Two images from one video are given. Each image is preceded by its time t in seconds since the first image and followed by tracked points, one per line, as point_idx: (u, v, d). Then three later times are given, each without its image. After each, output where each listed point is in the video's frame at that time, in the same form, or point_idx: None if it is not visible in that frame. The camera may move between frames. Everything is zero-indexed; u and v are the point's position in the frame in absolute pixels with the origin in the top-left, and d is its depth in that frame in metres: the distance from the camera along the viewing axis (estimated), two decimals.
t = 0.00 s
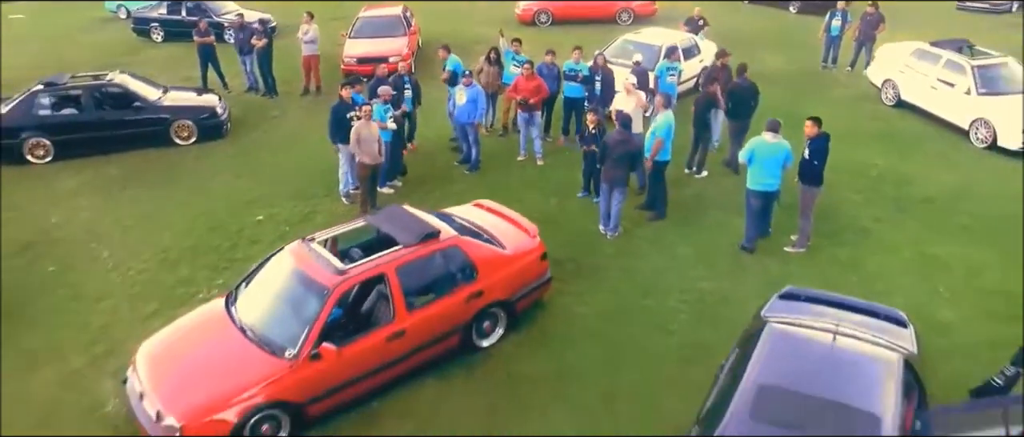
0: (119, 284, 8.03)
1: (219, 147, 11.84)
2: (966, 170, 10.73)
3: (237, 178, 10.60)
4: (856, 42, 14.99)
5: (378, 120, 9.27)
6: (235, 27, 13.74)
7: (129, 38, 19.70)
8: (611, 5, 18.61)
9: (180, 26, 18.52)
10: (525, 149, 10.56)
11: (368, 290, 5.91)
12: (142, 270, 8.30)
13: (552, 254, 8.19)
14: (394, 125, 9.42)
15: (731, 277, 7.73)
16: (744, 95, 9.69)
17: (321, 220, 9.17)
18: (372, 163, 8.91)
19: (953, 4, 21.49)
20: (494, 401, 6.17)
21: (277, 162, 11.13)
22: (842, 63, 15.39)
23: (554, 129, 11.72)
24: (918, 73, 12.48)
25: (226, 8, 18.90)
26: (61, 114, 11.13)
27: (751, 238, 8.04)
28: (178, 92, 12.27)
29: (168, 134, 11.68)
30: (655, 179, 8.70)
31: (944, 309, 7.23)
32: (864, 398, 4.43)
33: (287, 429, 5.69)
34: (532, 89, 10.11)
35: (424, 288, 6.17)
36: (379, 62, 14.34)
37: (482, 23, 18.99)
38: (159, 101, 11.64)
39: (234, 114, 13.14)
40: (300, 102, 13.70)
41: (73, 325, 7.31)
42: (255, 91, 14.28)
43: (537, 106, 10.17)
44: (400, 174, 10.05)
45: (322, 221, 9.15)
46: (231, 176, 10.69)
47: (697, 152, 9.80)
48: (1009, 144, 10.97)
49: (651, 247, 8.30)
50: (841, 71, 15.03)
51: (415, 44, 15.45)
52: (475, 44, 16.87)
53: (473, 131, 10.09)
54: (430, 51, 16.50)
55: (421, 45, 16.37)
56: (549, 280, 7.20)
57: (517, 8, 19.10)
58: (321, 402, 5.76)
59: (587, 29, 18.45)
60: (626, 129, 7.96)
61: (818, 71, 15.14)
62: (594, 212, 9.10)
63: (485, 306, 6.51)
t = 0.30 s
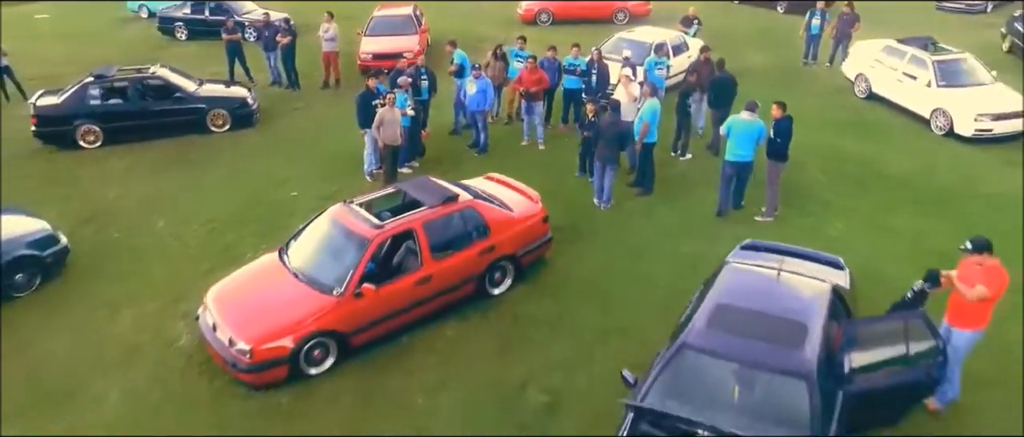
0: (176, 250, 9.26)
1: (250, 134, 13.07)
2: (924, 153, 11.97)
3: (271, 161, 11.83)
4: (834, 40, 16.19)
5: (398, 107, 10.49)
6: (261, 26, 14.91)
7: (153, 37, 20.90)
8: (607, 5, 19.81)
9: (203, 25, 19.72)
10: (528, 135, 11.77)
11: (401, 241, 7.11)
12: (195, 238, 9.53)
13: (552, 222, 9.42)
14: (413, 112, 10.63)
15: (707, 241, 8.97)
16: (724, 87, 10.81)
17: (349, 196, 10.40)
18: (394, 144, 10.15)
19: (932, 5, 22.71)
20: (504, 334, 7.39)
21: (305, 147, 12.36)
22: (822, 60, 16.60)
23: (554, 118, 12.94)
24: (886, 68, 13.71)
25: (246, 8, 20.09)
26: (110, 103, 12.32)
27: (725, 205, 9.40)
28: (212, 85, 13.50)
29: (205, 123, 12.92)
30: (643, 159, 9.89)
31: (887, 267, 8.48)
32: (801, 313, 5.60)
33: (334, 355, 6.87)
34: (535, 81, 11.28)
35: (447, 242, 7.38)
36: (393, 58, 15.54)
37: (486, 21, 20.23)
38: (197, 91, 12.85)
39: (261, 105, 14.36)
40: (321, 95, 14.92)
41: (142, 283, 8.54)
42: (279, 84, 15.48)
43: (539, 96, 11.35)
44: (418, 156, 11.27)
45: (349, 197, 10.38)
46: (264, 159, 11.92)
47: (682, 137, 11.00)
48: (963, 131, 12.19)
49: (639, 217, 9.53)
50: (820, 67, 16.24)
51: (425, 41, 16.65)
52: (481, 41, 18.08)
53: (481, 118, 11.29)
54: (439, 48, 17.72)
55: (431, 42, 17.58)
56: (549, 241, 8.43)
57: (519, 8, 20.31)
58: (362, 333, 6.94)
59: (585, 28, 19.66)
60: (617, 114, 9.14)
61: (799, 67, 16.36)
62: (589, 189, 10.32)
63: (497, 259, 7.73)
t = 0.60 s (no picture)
0: (225, 225, 10.69)
1: (279, 127, 14.51)
2: (884, 144, 13.41)
3: (300, 151, 13.27)
4: (811, 41, 17.62)
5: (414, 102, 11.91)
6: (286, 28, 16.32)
7: (177, 39, 22.30)
8: (603, 9, 21.23)
9: (226, 28, 21.14)
10: (529, 126, 13.23)
11: (424, 210, 8.54)
12: (240, 215, 10.96)
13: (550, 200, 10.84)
14: (427, 106, 12.05)
15: (684, 216, 10.41)
16: (703, 84, 12.21)
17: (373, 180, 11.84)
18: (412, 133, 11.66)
19: (909, 7, 24.16)
20: (509, 289, 8.79)
21: (329, 138, 13.80)
22: (800, 60, 18.04)
23: (553, 112, 14.38)
24: (854, 67, 15.14)
25: (266, 11, 21.51)
26: (155, 99, 13.75)
27: (699, 179, 11.04)
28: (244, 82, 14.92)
29: (239, 116, 14.36)
30: (631, 147, 11.31)
31: (838, 239, 9.93)
32: (748, 261, 7.01)
33: (369, 303, 8.28)
34: (535, 79, 12.67)
35: (462, 212, 8.82)
36: (406, 59, 16.97)
37: (489, 24, 21.68)
38: (232, 88, 14.28)
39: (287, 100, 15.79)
40: (341, 91, 16.37)
41: (199, 251, 9.96)
42: (301, 82, 16.91)
43: (539, 93, 12.76)
44: (431, 145, 12.72)
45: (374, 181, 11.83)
46: (294, 149, 13.35)
47: (666, 127, 12.44)
48: (919, 123, 13.60)
49: (626, 196, 10.97)
50: (798, 67, 17.68)
51: (435, 42, 18.09)
52: (485, 41, 19.51)
53: (488, 112, 12.71)
54: (447, 48, 19.16)
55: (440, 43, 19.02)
56: (547, 214, 9.87)
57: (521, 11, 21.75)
58: (392, 286, 8.37)
59: (582, 30, 21.09)
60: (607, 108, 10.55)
61: (779, 66, 17.79)
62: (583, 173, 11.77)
63: (503, 227, 9.17)
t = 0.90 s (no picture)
0: (267, 209, 12.34)
1: (308, 125, 16.16)
2: (849, 141, 14.99)
3: (328, 145, 14.91)
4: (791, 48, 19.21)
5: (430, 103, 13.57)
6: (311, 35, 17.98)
7: (205, 43, 23.98)
8: (602, 16, 22.87)
9: (252, 33, 22.81)
10: (531, 124, 14.90)
11: (442, 194, 10.17)
12: (279, 201, 12.60)
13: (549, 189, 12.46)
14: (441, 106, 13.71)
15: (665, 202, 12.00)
16: (685, 86, 13.82)
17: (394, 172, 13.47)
18: (428, 130, 13.37)
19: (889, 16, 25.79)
20: (514, 261, 10.41)
21: (353, 134, 15.43)
22: (781, 64, 19.64)
23: (553, 112, 16.01)
24: (826, 72, 16.74)
25: (289, 18, 23.18)
26: (199, 99, 15.42)
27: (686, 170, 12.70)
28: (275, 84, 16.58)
29: (272, 115, 16.03)
30: (620, 142, 12.92)
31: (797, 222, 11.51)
32: (708, 232, 8.61)
33: (396, 270, 9.93)
34: (536, 83, 14.28)
35: (473, 196, 10.45)
36: (420, 63, 18.62)
37: (496, 31, 23.32)
38: (266, 90, 15.94)
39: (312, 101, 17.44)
40: (361, 93, 18.02)
41: (247, 231, 11.60)
42: (325, 84, 18.58)
43: (540, 95, 14.38)
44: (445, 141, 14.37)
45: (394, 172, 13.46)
46: (323, 144, 14.99)
47: (653, 125, 14.05)
48: (881, 122, 15.18)
49: (616, 185, 12.57)
50: (779, 71, 19.27)
51: (446, 48, 19.74)
52: (492, 46, 21.17)
53: (495, 111, 14.36)
54: (457, 52, 20.83)
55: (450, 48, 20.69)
56: (545, 199, 11.51)
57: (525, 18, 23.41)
58: (414, 256, 10.01)
59: (583, 36, 22.73)
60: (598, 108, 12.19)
61: (762, 70, 19.38)
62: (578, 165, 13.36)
63: (507, 210, 10.81)
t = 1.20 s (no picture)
0: (301, 199, 14.15)
1: (332, 125, 17.92)
2: (819, 141, 16.68)
3: (351, 144, 16.67)
4: (773, 56, 20.91)
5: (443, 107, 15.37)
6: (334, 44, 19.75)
7: (232, 49, 25.83)
8: (601, 25, 24.61)
9: (277, 40, 24.60)
10: (533, 125, 16.71)
11: (455, 185, 11.94)
12: (311, 192, 14.42)
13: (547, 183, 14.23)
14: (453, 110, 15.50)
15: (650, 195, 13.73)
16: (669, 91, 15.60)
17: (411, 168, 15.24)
18: (441, 131, 15.15)
19: (871, 23, 27.51)
20: (515, 242, 12.19)
21: (373, 134, 17.20)
22: (765, 71, 21.34)
23: (553, 114, 17.75)
24: (801, 78, 18.45)
25: (311, 26, 24.99)
26: (236, 102, 17.24)
27: (669, 166, 14.49)
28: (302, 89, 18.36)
29: (300, 117, 17.80)
30: (610, 142, 14.70)
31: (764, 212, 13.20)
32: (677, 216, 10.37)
33: (416, 248, 11.72)
34: (537, 89, 16.06)
35: (481, 187, 12.23)
36: (433, 69, 20.41)
37: (503, 38, 25.13)
38: (295, 94, 17.72)
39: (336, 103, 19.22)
40: (379, 96, 19.80)
41: (286, 218, 13.39)
42: (346, 88, 20.36)
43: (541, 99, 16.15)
44: (455, 140, 16.17)
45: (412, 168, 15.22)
46: (346, 143, 16.75)
47: (642, 126, 15.81)
48: (847, 125, 16.89)
49: (606, 180, 14.31)
50: (762, 77, 20.98)
51: (456, 54, 21.51)
52: (499, 52, 22.96)
53: (500, 114, 16.14)
54: (467, 58, 22.60)
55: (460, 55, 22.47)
56: (543, 191, 13.29)
57: (529, 27, 25.19)
58: (431, 237, 11.80)
59: (583, 43, 24.48)
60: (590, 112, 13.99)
61: (746, 77, 21.10)
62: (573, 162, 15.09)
63: (510, 200, 12.59)
